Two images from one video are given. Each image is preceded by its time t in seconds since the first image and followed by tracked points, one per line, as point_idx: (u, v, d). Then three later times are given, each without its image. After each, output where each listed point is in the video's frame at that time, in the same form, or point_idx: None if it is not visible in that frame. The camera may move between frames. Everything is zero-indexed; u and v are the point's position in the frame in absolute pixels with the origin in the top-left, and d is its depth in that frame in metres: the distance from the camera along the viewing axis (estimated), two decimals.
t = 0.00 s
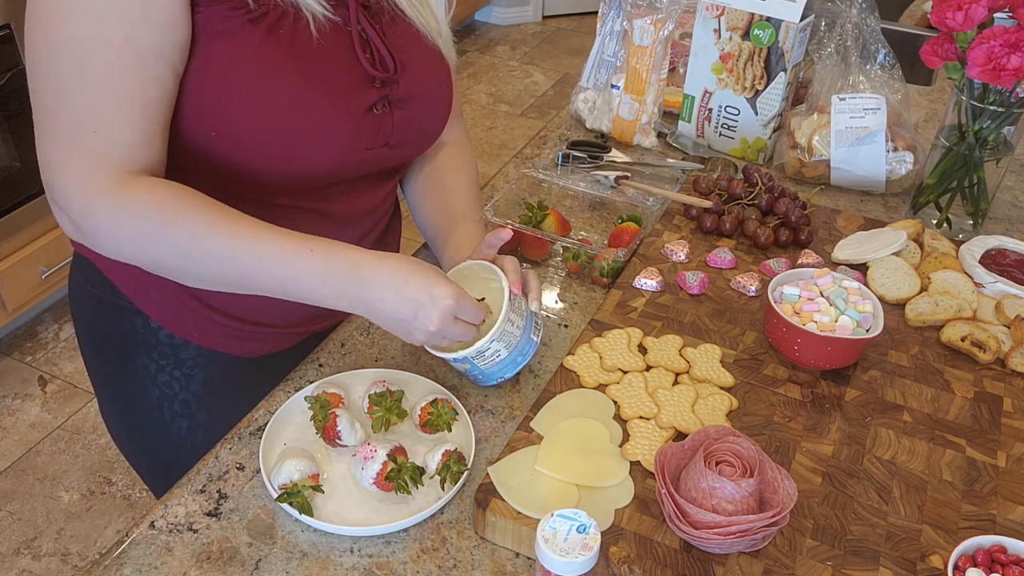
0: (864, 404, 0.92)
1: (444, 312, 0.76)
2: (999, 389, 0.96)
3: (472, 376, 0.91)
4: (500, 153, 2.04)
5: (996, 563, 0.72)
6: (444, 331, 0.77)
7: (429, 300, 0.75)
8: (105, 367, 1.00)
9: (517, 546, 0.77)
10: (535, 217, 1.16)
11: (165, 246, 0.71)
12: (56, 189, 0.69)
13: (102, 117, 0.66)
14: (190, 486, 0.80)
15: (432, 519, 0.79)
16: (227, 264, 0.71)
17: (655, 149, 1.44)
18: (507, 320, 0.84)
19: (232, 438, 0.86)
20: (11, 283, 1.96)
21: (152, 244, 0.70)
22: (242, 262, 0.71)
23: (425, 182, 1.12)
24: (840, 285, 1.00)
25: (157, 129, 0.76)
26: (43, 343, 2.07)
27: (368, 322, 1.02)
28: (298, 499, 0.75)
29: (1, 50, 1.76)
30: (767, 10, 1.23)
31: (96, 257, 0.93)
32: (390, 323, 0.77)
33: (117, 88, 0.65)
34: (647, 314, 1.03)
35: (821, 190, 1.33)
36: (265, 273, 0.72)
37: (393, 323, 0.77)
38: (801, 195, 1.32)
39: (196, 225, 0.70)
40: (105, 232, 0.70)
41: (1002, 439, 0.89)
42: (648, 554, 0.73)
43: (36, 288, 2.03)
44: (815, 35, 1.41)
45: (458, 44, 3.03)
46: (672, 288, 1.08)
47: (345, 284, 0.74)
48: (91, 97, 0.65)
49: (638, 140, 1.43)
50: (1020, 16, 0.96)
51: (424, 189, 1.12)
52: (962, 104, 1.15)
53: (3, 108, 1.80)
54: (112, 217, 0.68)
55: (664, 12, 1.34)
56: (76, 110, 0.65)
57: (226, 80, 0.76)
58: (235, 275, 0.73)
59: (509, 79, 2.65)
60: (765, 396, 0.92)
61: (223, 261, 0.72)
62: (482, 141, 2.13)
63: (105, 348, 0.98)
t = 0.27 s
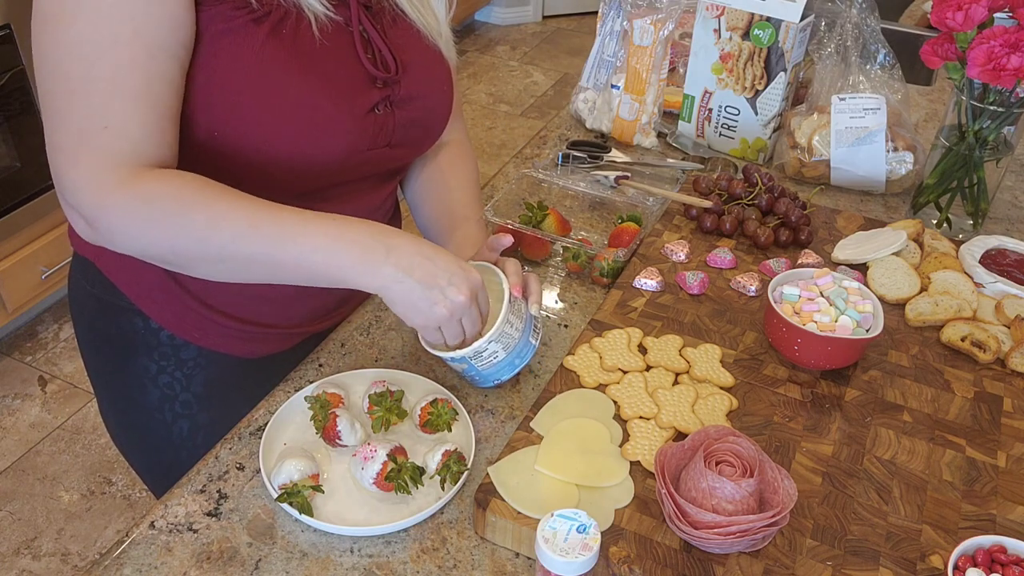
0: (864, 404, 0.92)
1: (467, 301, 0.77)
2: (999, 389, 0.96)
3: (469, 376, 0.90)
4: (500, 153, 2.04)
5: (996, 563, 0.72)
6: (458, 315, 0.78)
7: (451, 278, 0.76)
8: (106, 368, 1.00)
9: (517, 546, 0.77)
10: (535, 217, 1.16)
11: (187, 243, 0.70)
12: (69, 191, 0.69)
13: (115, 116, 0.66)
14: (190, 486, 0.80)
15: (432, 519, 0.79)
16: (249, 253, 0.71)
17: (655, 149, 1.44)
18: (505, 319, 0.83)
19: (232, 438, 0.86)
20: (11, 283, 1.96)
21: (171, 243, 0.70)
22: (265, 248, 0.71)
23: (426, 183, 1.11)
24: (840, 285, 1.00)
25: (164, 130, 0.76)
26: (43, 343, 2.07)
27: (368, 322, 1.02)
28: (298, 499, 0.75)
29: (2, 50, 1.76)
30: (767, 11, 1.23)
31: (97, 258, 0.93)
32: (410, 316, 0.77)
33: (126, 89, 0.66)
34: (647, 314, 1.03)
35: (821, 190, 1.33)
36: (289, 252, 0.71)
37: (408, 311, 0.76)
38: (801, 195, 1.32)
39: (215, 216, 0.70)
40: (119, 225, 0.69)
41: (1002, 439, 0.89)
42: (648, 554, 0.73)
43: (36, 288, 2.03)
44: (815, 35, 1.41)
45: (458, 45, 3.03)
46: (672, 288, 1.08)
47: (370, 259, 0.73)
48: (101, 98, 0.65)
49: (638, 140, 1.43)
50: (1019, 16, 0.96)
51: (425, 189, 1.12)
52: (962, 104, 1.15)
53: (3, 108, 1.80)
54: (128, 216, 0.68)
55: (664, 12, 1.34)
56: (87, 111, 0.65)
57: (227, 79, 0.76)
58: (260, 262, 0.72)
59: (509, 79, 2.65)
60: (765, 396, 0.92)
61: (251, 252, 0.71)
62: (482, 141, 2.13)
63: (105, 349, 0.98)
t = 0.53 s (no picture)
0: (864, 404, 0.92)
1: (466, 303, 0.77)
2: (999, 389, 0.96)
3: (470, 378, 0.90)
4: (500, 153, 2.04)
5: (996, 563, 0.72)
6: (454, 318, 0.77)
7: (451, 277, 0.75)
8: (105, 368, 1.00)
9: (517, 546, 0.77)
10: (535, 217, 1.16)
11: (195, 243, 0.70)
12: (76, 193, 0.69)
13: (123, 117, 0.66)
14: (190, 486, 0.80)
15: (432, 519, 0.79)
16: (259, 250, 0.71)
17: (655, 149, 1.44)
18: (508, 321, 0.84)
19: (232, 438, 0.86)
20: (11, 283, 1.95)
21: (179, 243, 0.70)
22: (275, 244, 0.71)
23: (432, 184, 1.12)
24: (840, 285, 1.00)
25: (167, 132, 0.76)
26: (43, 344, 2.07)
27: (368, 322, 1.02)
28: (298, 499, 0.75)
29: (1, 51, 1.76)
30: (767, 11, 1.23)
31: (98, 257, 0.93)
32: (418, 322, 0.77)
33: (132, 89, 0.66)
34: (647, 314, 1.03)
35: (821, 190, 1.33)
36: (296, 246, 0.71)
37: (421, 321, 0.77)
38: (801, 195, 1.32)
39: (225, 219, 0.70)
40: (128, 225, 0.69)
41: (1002, 439, 0.89)
42: (648, 554, 0.73)
43: (36, 288, 2.03)
44: (815, 35, 1.41)
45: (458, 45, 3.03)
46: (672, 288, 1.08)
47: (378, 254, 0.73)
48: (107, 98, 0.65)
49: (638, 140, 1.43)
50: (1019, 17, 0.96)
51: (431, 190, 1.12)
52: (962, 104, 1.15)
53: (3, 108, 1.80)
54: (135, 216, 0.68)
55: (664, 12, 1.34)
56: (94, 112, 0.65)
57: (227, 76, 0.76)
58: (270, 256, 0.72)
59: (509, 79, 2.66)
60: (765, 396, 0.92)
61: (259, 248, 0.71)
62: (482, 141, 2.13)
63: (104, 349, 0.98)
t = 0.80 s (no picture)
0: (864, 404, 0.92)
1: (441, 325, 0.73)
2: (999, 389, 0.96)
3: (465, 385, 0.91)
4: (500, 153, 2.04)
5: (996, 563, 0.72)
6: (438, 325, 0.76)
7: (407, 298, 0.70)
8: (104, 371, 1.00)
9: (517, 546, 0.77)
10: (535, 217, 1.16)
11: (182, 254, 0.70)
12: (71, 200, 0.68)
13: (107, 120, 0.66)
14: (190, 486, 0.80)
15: (431, 519, 0.79)
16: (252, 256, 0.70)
17: (655, 149, 1.44)
18: (521, 337, 0.86)
19: (232, 438, 0.86)
20: (11, 282, 1.95)
21: (160, 252, 0.68)
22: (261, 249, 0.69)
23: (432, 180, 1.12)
24: (840, 285, 1.00)
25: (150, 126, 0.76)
26: (43, 344, 2.07)
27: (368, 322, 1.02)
28: (298, 499, 0.75)
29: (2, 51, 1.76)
30: (767, 11, 1.23)
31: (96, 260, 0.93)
32: (386, 341, 0.73)
33: (120, 94, 0.65)
34: (647, 314, 1.03)
35: (821, 190, 1.33)
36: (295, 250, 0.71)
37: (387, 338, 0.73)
38: (801, 195, 1.32)
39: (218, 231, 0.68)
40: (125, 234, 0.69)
41: (1002, 439, 0.89)
42: (648, 554, 0.73)
43: (36, 288, 2.03)
44: (815, 35, 1.41)
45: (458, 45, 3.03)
46: (672, 288, 1.08)
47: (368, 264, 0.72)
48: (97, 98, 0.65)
49: (638, 140, 1.43)
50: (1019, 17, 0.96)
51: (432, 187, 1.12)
52: (962, 104, 1.15)
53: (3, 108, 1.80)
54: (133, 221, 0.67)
55: (664, 12, 1.34)
56: (80, 110, 0.64)
57: (224, 77, 0.76)
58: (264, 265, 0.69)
59: (509, 79, 2.66)
60: (765, 396, 0.92)
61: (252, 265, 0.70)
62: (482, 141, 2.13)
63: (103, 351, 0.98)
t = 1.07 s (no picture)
0: (864, 404, 0.92)
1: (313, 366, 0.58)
2: (999, 389, 0.96)
3: (461, 389, 0.91)
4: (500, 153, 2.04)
5: (996, 563, 0.72)
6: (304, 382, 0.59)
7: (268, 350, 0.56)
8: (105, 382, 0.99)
9: (517, 546, 0.77)
10: (535, 217, 1.16)
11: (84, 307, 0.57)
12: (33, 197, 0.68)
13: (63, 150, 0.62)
14: (190, 486, 0.80)
15: (431, 519, 0.79)
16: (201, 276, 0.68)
17: (655, 149, 1.44)
18: (528, 352, 0.88)
19: (232, 438, 0.86)
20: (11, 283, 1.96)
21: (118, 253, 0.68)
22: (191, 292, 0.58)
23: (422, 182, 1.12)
24: (840, 285, 1.00)
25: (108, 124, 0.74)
26: (43, 343, 2.07)
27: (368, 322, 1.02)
28: (298, 499, 0.75)
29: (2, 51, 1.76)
30: (767, 10, 1.23)
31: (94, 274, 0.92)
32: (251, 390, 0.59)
33: (75, 116, 0.62)
34: (647, 314, 1.03)
35: (821, 190, 1.33)
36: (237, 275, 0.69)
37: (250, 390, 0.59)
38: (801, 195, 1.32)
39: (128, 285, 0.57)
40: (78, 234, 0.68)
41: (1002, 439, 0.89)
42: (648, 554, 0.73)
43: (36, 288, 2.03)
44: (815, 35, 1.41)
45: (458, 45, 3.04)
46: (672, 288, 1.08)
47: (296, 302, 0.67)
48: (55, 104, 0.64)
49: (638, 140, 1.43)
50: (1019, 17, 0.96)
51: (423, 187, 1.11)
52: (962, 104, 1.15)
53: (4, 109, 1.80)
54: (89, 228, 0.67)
55: (664, 12, 1.34)
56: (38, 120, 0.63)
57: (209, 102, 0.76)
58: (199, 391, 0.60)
59: (509, 79, 2.67)
60: (765, 396, 0.92)
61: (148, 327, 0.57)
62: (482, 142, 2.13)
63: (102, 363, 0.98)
